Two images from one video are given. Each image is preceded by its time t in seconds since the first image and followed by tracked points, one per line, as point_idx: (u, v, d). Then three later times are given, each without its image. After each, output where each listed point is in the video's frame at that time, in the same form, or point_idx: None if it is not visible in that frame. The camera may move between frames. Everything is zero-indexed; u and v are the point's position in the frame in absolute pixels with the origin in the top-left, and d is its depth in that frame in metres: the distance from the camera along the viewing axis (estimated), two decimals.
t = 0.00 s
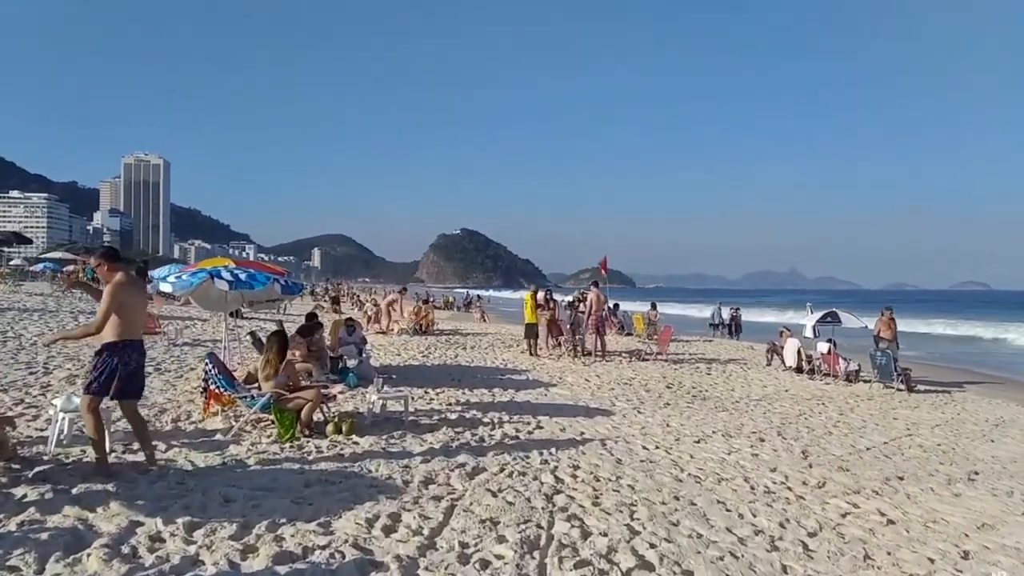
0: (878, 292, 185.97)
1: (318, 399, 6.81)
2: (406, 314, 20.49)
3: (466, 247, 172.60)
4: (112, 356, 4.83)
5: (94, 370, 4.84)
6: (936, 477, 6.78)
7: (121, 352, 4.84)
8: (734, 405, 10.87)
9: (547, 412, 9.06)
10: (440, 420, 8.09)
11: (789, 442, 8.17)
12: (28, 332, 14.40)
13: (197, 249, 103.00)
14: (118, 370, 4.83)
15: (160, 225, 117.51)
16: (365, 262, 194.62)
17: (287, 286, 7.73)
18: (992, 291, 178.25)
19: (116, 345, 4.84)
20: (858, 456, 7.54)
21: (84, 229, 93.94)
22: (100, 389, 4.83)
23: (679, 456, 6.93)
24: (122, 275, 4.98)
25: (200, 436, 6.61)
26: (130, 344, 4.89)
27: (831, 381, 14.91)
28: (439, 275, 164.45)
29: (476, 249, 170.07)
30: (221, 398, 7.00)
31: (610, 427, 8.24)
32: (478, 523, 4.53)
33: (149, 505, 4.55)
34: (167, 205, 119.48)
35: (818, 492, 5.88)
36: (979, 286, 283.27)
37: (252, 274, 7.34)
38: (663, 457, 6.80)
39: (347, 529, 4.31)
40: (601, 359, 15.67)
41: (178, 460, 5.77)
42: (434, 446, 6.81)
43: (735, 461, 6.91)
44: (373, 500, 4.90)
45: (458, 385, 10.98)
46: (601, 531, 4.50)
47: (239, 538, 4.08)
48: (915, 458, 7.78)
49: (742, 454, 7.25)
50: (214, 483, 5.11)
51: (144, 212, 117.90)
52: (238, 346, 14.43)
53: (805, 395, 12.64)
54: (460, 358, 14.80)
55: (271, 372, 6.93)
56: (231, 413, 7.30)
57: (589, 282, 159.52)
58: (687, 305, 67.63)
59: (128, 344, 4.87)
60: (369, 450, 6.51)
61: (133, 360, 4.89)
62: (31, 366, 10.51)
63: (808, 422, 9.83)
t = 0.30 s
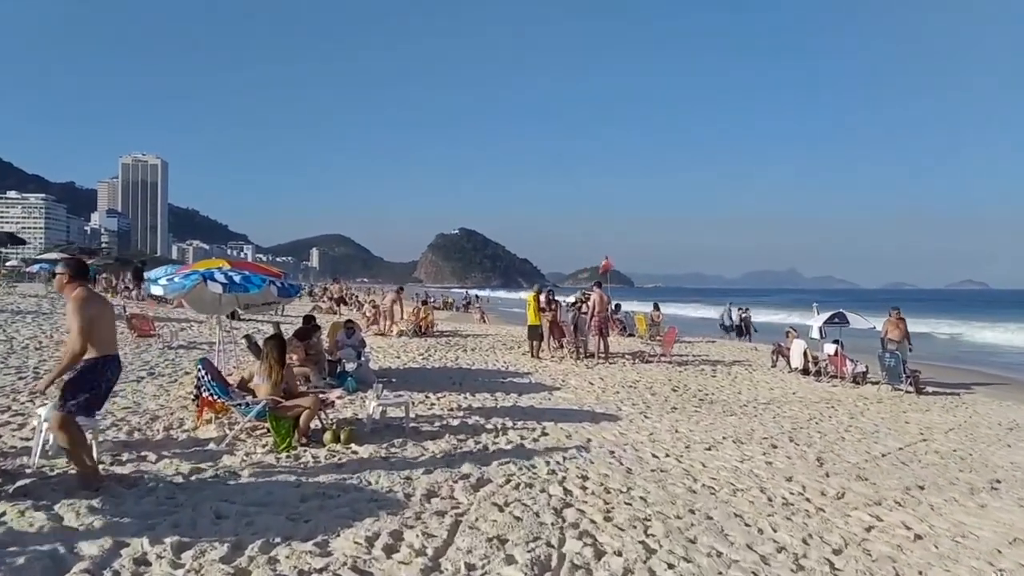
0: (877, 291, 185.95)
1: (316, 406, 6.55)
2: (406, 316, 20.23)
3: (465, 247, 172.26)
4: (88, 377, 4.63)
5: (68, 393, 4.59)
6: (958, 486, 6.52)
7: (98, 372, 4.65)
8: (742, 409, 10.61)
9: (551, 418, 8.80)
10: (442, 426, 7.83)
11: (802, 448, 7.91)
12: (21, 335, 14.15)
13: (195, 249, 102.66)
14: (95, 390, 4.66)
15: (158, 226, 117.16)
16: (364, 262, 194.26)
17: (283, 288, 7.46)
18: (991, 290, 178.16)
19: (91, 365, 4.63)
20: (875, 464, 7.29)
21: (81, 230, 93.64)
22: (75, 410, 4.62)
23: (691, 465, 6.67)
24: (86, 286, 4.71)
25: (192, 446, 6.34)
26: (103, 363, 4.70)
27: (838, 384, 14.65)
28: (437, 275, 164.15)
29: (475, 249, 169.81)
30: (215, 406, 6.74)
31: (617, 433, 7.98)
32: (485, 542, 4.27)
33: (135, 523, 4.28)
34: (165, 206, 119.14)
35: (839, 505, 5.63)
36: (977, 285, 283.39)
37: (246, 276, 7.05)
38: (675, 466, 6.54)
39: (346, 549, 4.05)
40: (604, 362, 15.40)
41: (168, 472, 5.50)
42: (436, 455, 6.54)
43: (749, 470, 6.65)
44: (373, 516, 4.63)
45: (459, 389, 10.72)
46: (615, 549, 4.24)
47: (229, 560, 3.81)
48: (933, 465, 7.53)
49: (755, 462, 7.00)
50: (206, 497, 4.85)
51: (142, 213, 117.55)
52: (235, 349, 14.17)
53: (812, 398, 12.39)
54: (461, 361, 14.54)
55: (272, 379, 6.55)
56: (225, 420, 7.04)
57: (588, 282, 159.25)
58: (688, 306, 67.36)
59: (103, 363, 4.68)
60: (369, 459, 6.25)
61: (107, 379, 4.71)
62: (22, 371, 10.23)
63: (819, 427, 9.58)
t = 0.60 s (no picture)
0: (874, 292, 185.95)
1: (308, 411, 6.28)
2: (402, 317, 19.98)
3: (463, 249, 171.96)
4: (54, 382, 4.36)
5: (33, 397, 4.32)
6: (974, 493, 6.28)
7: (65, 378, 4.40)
8: (746, 413, 10.36)
9: (551, 422, 8.55)
10: (439, 432, 7.58)
11: (810, 453, 7.67)
12: (9, 338, 13.87)
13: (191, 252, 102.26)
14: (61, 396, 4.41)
15: (154, 228, 116.73)
16: (361, 264, 193.87)
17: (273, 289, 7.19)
18: (988, 290, 178.26)
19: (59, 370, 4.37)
20: (886, 470, 7.05)
21: (77, 232, 93.22)
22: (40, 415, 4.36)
23: (697, 472, 6.43)
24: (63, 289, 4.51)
25: (178, 453, 6.08)
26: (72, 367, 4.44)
27: (841, 386, 14.42)
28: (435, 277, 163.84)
29: (472, 251, 169.55)
30: (202, 411, 6.45)
31: (620, 438, 7.73)
32: (484, 558, 4.02)
33: (113, 539, 4.03)
34: (161, 208, 118.70)
35: (854, 515, 5.39)
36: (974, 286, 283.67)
37: (235, 276, 6.78)
38: (680, 473, 6.30)
39: (336, 566, 3.80)
40: (604, 364, 15.14)
41: (150, 482, 5.24)
42: (433, 462, 6.29)
43: (757, 477, 6.41)
44: (366, 530, 4.38)
45: (456, 392, 10.46)
46: (622, 566, 4.00)
47: None
48: (945, 470, 7.29)
49: (763, 469, 6.75)
50: (189, 509, 4.60)
51: (138, 215, 117.11)
52: (228, 352, 13.90)
53: (817, 401, 12.16)
54: (458, 363, 14.28)
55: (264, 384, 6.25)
56: (213, 426, 6.78)
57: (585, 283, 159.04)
58: (686, 307, 67.13)
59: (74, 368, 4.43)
60: (362, 466, 6.00)
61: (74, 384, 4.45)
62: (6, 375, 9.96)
63: (825, 430, 9.34)
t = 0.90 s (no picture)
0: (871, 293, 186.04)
1: (296, 420, 6.01)
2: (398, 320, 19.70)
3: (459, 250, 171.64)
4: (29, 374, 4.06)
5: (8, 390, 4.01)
6: (991, 503, 6.02)
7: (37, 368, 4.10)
8: (748, 417, 10.12)
9: (549, 428, 8.28)
10: (433, 439, 7.30)
11: (817, 461, 7.41)
12: None
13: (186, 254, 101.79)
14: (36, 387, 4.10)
15: (149, 229, 116.22)
16: (356, 265, 193.39)
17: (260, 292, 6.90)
18: (984, 291, 178.26)
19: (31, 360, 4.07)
20: (897, 478, 6.80)
21: (72, 234, 92.74)
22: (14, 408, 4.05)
23: (702, 482, 6.16)
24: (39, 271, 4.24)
25: (159, 465, 5.80)
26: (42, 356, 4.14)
27: (843, 389, 14.17)
28: (431, 279, 163.47)
29: (469, 252, 169.25)
30: (184, 420, 6.16)
31: (621, 446, 7.47)
32: None
33: (80, 561, 3.75)
34: (155, 209, 118.19)
35: (869, 528, 5.13)
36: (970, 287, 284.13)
37: (219, 279, 6.49)
38: (685, 483, 6.03)
39: None
40: (602, 367, 14.87)
41: (126, 496, 4.95)
42: (426, 472, 6.01)
43: (765, 487, 6.14)
44: (353, 549, 4.10)
45: (451, 397, 10.16)
46: None
47: None
48: (958, 478, 7.04)
49: (771, 478, 6.49)
50: (166, 527, 4.32)
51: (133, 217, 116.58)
52: (218, 356, 13.60)
53: (820, 405, 11.91)
54: (454, 366, 14.00)
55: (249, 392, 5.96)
56: (197, 435, 6.49)
57: (582, 284, 158.80)
58: (683, 308, 66.88)
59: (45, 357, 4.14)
60: (352, 477, 5.72)
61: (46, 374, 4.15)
62: None
63: (831, 436, 9.08)
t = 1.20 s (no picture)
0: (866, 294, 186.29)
1: (283, 424, 5.75)
2: (393, 320, 19.46)
3: (455, 251, 171.38)
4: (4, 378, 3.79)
5: None
6: (1007, 511, 5.79)
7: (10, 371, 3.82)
8: (750, 420, 9.88)
9: (546, 432, 8.03)
10: (426, 443, 7.06)
11: (824, 465, 7.18)
12: None
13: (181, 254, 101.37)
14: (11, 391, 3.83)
15: (144, 230, 115.73)
16: (353, 266, 192.96)
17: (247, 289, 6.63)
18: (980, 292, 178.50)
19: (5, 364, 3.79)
20: (908, 483, 6.57)
21: (66, 234, 92.23)
22: None
23: (706, 489, 5.93)
24: (16, 267, 3.95)
25: (138, 471, 5.54)
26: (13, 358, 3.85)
27: (845, 391, 13.94)
28: (427, 280, 163.21)
29: (465, 253, 169.07)
30: (166, 424, 5.90)
31: (621, 450, 7.23)
32: None
33: None
34: (151, 210, 117.71)
35: (883, 537, 4.90)
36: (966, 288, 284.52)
37: (203, 277, 6.22)
38: (688, 490, 5.80)
39: None
40: (600, 368, 14.62)
41: (100, 505, 4.69)
42: (418, 479, 5.75)
43: (772, 494, 5.91)
44: (338, 563, 3.85)
45: (446, 400, 9.91)
46: None
47: None
48: (969, 483, 6.81)
49: (777, 485, 6.25)
50: (140, 540, 4.07)
51: (128, 217, 116.11)
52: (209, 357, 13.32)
53: (822, 407, 11.69)
54: (449, 368, 13.74)
55: (234, 395, 5.70)
56: (180, 440, 6.23)
57: (578, 285, 158.62)
58: (681, 309, 66.68)
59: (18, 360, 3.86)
60: (340, 484, 5.47)
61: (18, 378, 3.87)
62: None
63: (835, 439, 8.85)
